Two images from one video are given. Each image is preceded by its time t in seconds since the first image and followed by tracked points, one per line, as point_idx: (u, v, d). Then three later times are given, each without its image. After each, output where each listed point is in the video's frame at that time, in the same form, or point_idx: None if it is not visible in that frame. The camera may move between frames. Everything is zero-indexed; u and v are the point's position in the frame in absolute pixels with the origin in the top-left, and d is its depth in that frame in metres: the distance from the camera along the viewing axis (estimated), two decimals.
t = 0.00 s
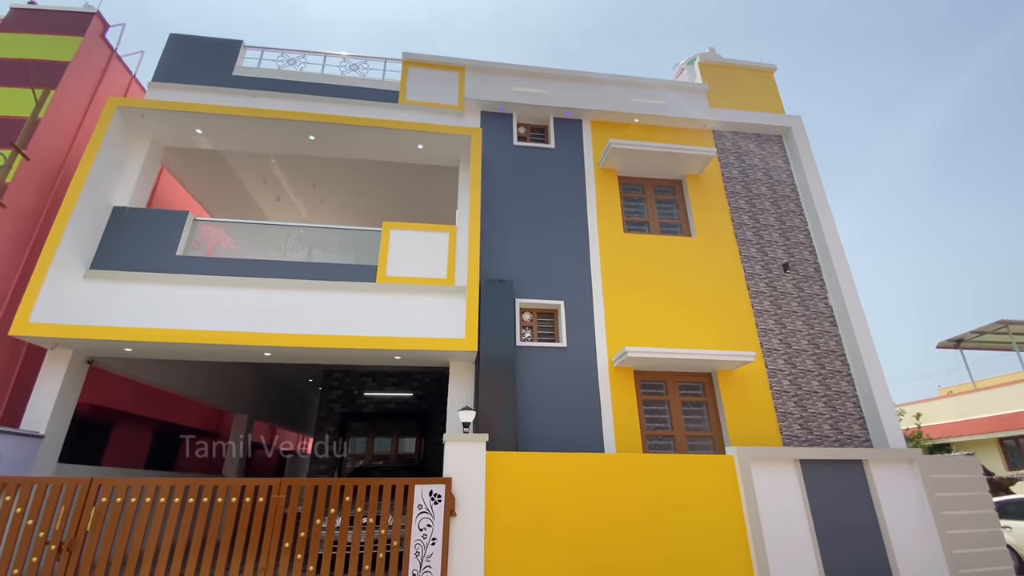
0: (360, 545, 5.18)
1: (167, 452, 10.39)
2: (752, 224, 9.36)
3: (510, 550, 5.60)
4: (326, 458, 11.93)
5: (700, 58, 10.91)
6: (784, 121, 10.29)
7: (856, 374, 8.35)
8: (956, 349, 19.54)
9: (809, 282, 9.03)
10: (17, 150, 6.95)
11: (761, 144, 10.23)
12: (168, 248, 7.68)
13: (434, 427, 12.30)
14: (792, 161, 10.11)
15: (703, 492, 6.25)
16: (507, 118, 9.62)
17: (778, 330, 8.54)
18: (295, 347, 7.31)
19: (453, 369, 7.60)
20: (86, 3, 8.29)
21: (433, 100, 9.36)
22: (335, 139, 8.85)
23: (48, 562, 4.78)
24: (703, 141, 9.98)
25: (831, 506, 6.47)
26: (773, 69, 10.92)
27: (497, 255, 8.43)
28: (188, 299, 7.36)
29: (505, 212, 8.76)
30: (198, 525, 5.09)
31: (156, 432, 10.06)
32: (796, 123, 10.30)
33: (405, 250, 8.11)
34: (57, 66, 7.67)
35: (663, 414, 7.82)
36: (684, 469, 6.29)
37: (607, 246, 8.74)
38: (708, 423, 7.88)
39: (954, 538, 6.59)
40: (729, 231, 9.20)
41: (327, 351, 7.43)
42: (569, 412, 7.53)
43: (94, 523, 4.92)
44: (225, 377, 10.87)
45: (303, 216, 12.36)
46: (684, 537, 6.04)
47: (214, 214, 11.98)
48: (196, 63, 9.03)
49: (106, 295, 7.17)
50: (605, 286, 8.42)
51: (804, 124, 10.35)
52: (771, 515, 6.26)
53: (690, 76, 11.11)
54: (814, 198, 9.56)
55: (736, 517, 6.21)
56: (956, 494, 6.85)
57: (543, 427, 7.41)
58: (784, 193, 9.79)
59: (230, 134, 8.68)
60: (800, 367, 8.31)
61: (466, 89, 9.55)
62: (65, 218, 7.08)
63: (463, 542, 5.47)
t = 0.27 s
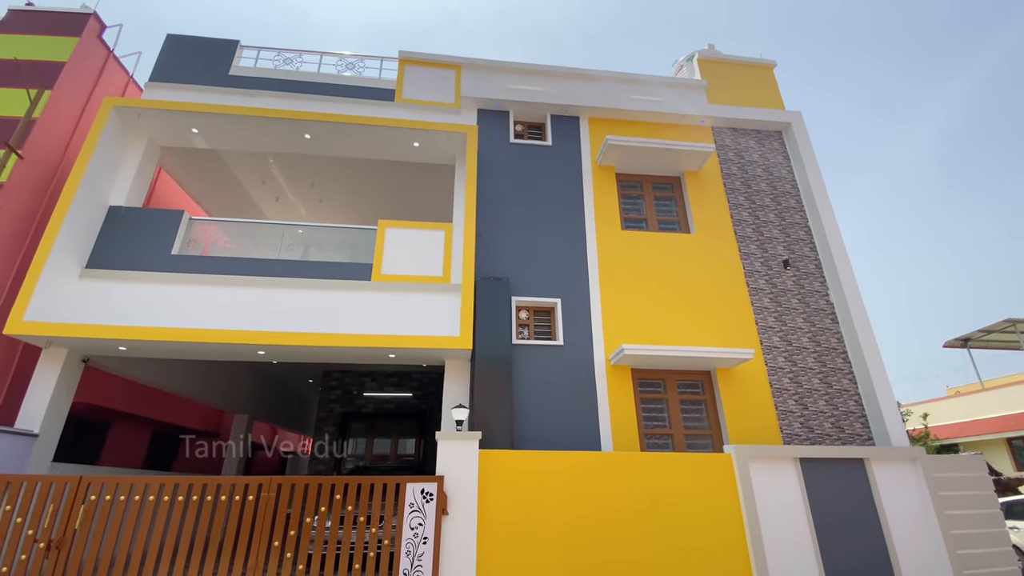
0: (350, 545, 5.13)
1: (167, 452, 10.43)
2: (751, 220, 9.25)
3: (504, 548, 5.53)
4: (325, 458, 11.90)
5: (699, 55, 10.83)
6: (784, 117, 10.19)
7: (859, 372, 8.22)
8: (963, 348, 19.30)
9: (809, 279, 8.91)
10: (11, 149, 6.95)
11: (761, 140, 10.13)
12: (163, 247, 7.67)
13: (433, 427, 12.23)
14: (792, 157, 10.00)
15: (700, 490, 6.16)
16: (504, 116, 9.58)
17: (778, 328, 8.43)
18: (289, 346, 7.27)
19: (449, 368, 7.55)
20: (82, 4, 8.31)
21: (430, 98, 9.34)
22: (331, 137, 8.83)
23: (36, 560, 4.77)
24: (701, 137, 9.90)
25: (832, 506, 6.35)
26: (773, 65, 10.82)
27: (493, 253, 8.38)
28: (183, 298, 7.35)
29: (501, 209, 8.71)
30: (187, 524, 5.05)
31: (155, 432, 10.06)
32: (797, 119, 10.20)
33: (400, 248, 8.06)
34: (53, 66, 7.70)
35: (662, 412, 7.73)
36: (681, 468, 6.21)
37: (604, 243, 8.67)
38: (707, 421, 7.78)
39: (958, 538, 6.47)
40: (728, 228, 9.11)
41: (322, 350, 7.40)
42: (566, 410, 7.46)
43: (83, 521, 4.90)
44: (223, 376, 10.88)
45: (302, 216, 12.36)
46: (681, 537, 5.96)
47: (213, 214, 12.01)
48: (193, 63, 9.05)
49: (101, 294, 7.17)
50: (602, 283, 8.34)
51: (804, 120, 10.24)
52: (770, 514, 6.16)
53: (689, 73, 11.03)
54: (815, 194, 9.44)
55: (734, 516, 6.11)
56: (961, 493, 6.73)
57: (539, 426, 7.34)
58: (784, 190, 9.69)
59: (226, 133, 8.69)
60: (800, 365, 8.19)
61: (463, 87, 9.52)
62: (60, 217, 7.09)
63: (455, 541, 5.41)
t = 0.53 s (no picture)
0: (343, 548, 5.08)
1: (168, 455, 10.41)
2: (752, 219, 9.16)
3: (499, 551, 5.48)
4: (326, 459, 12.18)
5: (699, 53, 10.75)
6: (785, 114, 10.09)
7: (862, 372, 8.10)
8: (972, 348, 19.04)
9: (811, 278, 8.81)
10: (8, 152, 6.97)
11: (761, 138, 10.03)
12: (161, 249, 7.68)
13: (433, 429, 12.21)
14: (793, 155, 9.90)
15: (699, 494, 6.07)
16: (502, 116, 9.54)
17: (780, 327, 8.33)
18: (284, 347, 7.25)
19: (446, 369, 7.51)
20: (81, 8, 8.34)
21: (427, 99, 9.32)
22: (328, 139, 8.82)
23: (28, 563, 4.75)
24: (701, 136, 9.82)
25: (834, 508, 6.25)
26: (773, 63, 10.72)
27: (490, 253, 8.34)
28: (179, 300, 7.34)
29: (499, 210, 8.67)
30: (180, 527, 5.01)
31: (156, 434, 10.07)
32: (798, 116, 10.10)
33: (397, 249, 8.03)
34: (52, 70, 7.74)
35: (661, 413, 7.65)
36: (679, 470, 6.14)
37: (603, 243, 8.61)
38: (708, 422, 7.69)
39: (963, 541, 6.33)
40: (729, 226, 9.02)
41: (318, 351, 7.37)
42: (563, 412, 7.40)
43: (74, 524, 4.88)
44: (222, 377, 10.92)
45: (302, 218, 12.38)
46: (679, 540, 5.88)
47: (214, 216, 12.05)
48: (193, 66, 9.07)
49: (98, 296, 7.18)
50: (601, 284, 8.27)
51: (806, 117, 10.14)
52: (770, 516, 6.07)
53: (689, 71, 10.95)
54: (817, 192, 9.33)
55: (734, 520, 6.02)
56: (966, 495, 6.60)
57: (537, 427, 7.28)
58: (786, 188, 9.59)
59: (224, 135, 8.70)
60: (802, 365, 8.09)
61: (460, 87, 9.49)
62: (58, 219, 7.11)
63: (449, 544, 5.36)
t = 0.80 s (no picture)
0: (337, 550, 5.08)
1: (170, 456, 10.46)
2: (752, 218, 9.10)
3: (494, 553, 5.46)
4: (327, 460, 12.16)
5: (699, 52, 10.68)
6: (786, 112, 10.01)
7: (864, 372, 8.01)
8: (980, 348, 18.79)
9: (813, 277, 8.72)
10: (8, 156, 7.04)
11: (762, 137, 9.96)
12: (161, 252, 7.73)
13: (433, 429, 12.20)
14: (794, 153, 9.82)
15: (697, 495, 6.02)
16: (500, 117, 9.54)
17: (780, 327, 8.26)
18: (281, 349, 7.27)
19: (443, 370, 7.50)
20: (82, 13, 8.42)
21: (426, 100, 9.33)
22: (326, 141, 8.84)
23: (25, 564, 4.78)
24: (701, 135, 9.75)
25: (835, 510, 6.17)
26: (774, 61, 10.64)
27: (488, 254, 8.33)
28: (178, 302, 7.38)
29: (497, 211, 8.66)
30: (174, 528, 5.03)
31: (158, 436, 10.13)
32: (799, 114, 10.01)
33: (395, 250, 8.03)
34: (53, 75, 7.82)
35: (660, 414, 7.59)
36: (677, 471, 6.09)
37: (601, 243, 8.57)
38: (707, 423, 7.63)
39: (966, 544, 6.24)
40: (728, 226, 8.96)
41: (316, 352, 7.38)
42: (561, 413, 7.36)
43: (70, 525, 4.91)
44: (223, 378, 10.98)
45: (304, 220, 12.42)
46: (676, 541, 5.83)
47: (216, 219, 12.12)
48: (193, 70, 9.13)
49: (98, 299, 7.23)
50: (599, 284, 8.23)
51: (806, 115, 10.05)
52: (769, 518, 6.01)
53: (689, 70, 10.90)
54: (818, 191, 9.25)
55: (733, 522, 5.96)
56: (970, 497, 6.49)
57: (535, 428, 7.26)
58: (786, 186, 9.51)
59: (222, 138, 8.73)
60: (803, 365, 8.01)
61: (459, 88, 9.50)
62: (59, 222, 7.18)
63: (444, 545, 5.34)
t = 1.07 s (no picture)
0: (330, 551, 5.08)
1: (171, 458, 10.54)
2: (751, 217, 9.04)
3: (487, 555, 5.46)
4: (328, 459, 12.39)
5: (697, 51, 10.64)
6: (785, 111, 9.94)
7: (864, 372, 7.93)
8: (988, 347, 18.57)
9: (812, 277, 8.65)
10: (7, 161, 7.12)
11: (761, 135, 9.90)
12: (159, 255, 7.78)
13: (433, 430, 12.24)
14: (794, 151, 9.75)
15: (691, 497, 5.98)
16: (497, 118, 9.54)
17: (778, 327, 8.20)
18: (277, 350, 7.30)
19: (439, 371, 7.50)
20: (82, 19, 8.50)
21: (422, 102, 9.36)
22: (323, 143, 8.88)
23: (21, 564, 4.83)
24: (699, 134, 9.71)
25: (832, 511, 6.11)
26: (773, 59, 10.57)
27: (484, 255, 8.33)
28: (176, 305, 7.43)
29: (493, 212, 8.66)
30: (167, 529, 5.06)
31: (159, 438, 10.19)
32: (798, 112, 9.94)
33: (391, 252, 8.04)
34: (53, 80, 7.91)
35: (657, 415, 7.56)
36: (671, 472, 6.06)
37: (598, 243, 8.55)
38: (705, 424, 7.58)
39: (965, 545, 6.15)
40: (726, 225, 8.90)
41: (311, 354, 7.40)
42: (557, 414, 7.34)
43: (65, 526, 4.96)
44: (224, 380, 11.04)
45: (305, 223, 12.48)
46: (670, 543, 5.80)
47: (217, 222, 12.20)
48: (192, 74, 9.20)
49: (97, 302, 7.29)
50: (596, 285, 8.21)
51: (806, 114, 9.98)
52: (764, 519, 5.96)
53: (689, 69, 10.78)
54: (817, 189, 9.18)
55: (728, 523, 5.92)
56: (971, 498, 6.40)
57: (530, 430, 7.25)
58: (785, 185, 9.44)
59: (220, 142, 8.79)
60: (802, 365, 7.94)
61: (455, 90, 9.51)
62: (58, 226, 7.25)
63: (436, 547, 5.34)
